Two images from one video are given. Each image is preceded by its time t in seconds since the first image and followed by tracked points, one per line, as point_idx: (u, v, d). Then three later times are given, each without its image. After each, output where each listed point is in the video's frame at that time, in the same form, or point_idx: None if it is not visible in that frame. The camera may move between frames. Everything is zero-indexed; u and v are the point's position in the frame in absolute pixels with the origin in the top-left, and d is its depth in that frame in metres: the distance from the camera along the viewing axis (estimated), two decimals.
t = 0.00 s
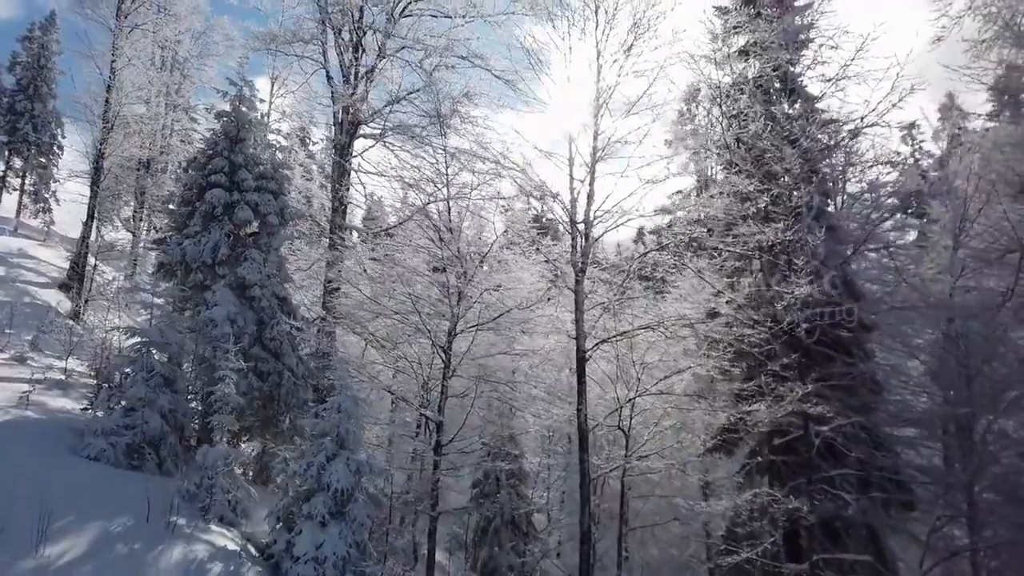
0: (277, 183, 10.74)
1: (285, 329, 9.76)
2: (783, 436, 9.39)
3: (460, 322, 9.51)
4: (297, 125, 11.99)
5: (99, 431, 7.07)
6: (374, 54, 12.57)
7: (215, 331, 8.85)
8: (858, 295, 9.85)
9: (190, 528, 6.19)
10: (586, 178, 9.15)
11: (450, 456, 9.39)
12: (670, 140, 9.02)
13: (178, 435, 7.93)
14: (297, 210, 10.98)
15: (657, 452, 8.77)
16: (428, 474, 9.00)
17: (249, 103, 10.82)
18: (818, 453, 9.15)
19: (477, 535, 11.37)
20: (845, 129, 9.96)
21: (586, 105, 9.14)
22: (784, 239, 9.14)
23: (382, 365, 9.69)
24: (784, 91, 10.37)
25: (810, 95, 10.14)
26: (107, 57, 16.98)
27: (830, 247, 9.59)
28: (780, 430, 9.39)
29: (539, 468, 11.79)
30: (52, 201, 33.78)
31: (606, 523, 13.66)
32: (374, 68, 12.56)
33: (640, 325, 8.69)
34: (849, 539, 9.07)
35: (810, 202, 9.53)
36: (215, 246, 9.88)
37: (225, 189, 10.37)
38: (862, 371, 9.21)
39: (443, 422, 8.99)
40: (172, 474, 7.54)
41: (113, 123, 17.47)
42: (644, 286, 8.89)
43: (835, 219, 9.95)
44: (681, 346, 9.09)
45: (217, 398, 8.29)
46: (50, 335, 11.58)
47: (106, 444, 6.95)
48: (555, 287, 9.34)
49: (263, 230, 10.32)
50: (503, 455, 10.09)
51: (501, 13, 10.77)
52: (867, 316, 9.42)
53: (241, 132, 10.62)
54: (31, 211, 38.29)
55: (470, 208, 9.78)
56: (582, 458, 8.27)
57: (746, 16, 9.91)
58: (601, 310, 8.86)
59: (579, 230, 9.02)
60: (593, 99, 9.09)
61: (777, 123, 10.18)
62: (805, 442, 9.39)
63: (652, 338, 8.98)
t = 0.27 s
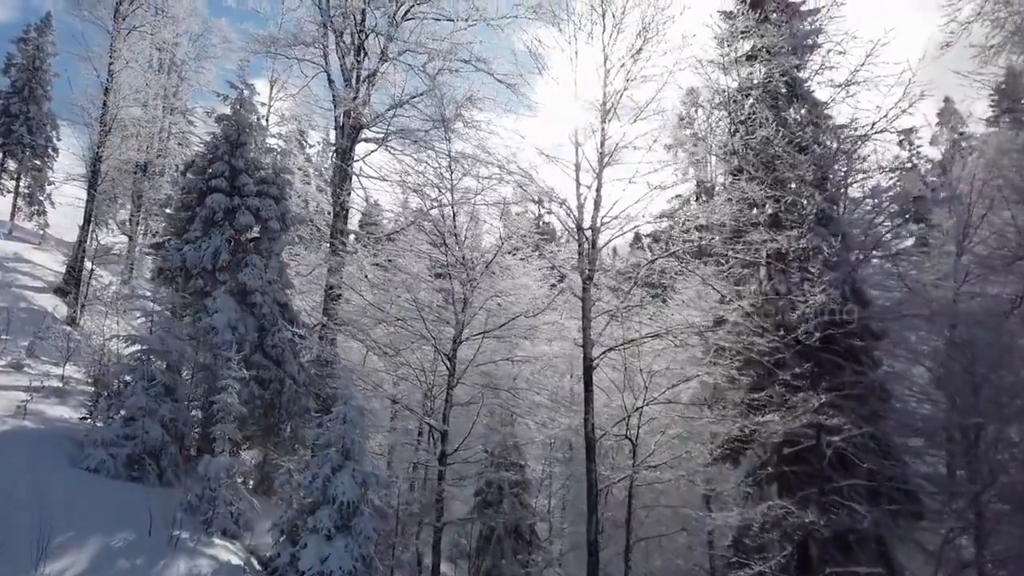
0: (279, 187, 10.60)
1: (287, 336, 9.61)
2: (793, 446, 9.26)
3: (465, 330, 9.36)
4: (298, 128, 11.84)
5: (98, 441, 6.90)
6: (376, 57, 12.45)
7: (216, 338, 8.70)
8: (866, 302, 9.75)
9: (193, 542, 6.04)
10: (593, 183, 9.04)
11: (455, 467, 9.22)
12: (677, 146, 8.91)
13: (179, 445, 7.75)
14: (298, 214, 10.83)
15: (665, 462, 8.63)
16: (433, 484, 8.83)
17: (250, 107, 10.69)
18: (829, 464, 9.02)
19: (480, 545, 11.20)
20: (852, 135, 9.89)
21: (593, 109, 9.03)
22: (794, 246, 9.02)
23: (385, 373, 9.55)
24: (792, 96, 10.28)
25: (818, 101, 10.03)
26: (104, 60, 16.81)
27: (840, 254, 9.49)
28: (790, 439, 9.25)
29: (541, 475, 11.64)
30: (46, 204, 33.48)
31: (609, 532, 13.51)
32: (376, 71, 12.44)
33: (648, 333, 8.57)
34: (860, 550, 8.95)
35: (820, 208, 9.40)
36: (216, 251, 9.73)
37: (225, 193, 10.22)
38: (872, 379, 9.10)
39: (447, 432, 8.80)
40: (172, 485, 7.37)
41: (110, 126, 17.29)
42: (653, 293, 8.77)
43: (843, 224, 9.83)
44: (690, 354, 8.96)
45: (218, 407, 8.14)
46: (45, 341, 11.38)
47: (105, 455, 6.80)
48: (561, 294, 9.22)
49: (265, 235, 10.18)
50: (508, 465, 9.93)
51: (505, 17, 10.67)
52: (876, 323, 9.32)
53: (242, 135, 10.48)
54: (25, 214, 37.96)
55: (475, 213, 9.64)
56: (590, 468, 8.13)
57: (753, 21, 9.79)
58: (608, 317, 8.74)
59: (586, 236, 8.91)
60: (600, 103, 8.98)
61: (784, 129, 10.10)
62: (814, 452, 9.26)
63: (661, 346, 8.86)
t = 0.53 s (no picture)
0: (280, 189, 10.47)
1: (288, 340, 9.49)
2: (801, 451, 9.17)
3: (469, 334, 9.25)
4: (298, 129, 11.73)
5: (99, 449, 6.80)
6: (378, 57, 12.33)
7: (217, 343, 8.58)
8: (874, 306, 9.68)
9: (196, 552, 5.94)
10: (599, 186, 8.96)
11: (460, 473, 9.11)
12: (684, 148, 8.83)
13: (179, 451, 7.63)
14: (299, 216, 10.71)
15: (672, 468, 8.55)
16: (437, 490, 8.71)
17: (250, 107, 10.58)
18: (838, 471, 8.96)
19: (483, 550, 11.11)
20: (859, 137, 9.81)
21: (598, 111, 8.94)
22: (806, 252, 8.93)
23: (388, 377, 9.44)
24: (798, 98, 10.21)
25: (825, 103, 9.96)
26: (101, 58, 16.64)
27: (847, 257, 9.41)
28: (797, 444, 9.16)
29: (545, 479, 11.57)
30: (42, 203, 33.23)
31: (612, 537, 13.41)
32: (377, 72, 12.32)
33: (655, 337, 8.49)
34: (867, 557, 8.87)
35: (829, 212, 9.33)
36: (216, 254, 9.61)
37: (226, 195, 10.10)
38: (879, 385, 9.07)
39: (452, 437, 8.86)
40: (174, 492, 7.26)
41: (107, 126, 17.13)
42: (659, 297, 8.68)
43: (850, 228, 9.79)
44: (696, 358, 8.88)
45: (221, 414, 7.87)
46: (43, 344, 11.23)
47: (106, 463, 6.69)
48: (566, 297, 9.12)
49: (265, 237, 10.05)
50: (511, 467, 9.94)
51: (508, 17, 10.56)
52: (884, 327, 9.25)
53: (242, 136, 10.38)
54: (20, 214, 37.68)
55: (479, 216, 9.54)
56: (596, 474, 8.04)
57: (760, 23, 9.69)
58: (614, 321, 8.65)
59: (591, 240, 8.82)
60: (606, 105, 8.88)
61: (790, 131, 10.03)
62: (821, 458, 9.21)
63: (667, 350, 8.77)
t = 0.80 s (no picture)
0: (280, 191, 10.32)
1: (290, 345, 9.36)
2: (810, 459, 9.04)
3: (475, 339, 9.11)
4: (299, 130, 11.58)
5: (98, 458, 6.67)
6: (380, 58, 12.21)
7: (218, 349, 8.45)
8: (882, 311, 9.58)
9: (198, 566, 5.82)
10: (606, 189, 8.84)
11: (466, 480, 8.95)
12: (691, 151, 8.72)
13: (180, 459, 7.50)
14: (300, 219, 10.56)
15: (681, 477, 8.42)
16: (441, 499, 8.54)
17: (251, 108, 10.44)
18: (848, 478, 8.85)
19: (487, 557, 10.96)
20: (866, 141, 9.73)
21: (605, 113, 8.84)
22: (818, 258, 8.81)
23: (391, 383, 9.31)
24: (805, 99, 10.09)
25: (832, 106, 9.87)
26: (99, 57, 16.45)
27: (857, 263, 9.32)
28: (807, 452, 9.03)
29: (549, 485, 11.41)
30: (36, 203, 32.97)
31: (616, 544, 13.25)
32: (379, 72, 12.17)
33: (663, 342, 8.39)
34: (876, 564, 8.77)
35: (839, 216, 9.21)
36: (216, 257, 9.46)
37: (226, 197, 9.95)
38: (888, 390, 8.98)
39: (457, 444, 8.60)
40: (175, 501, 7.13)
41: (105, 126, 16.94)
42: (667, 302, 8.58)
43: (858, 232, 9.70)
44: (704, 364, 8.77)
45: (224, 422, 7.69)
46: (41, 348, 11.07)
47: (106, 472, 6.56)
48: (573, 302, 9.01)
49: (266, 240, 9.90)
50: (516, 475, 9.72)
51: (513, 18, 10.45)
52: (893, 333, 9.18)
53: (243, 137, 10.24)
54: (14, 214, 37.34)
55: (484, 220, 9.40)
56: (604, 482, 7.92)
57: (768, 24, 9.57)
58: (622, 327, 8.54)
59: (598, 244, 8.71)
60: (613, 108, 8.78)
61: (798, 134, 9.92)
62: (830, 465, 9.10)
63: (675, 356, 8.68)
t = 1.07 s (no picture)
0: (282, 193, 10.17)
1: (292, 350, 9.20)
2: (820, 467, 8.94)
3: (481, 345, 8.97)
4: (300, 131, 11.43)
5: (99, 468, 6.56)
6: (382, 58, 12.04)
7: (219, 355, 8.30)
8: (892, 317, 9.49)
9: None
10: (614, 192, 8.72)
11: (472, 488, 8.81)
12: (700, 154, 8.61)
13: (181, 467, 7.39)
14: (302, 221, 10.41)
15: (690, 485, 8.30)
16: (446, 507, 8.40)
17: (252, 109, 10.29)
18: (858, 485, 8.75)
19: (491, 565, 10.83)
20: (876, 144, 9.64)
21: (613, 115, 8.72)
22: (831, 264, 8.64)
23: (395, 389, 9.17)
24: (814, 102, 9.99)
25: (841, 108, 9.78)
26: (96, 57, 16.26)
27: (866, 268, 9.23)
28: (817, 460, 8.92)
29: (553, 491, 11.27)
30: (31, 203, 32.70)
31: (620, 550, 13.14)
32: (381, 73, 12.02)
33: (673, 348, 8.27)
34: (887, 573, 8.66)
35: (849, 221, 9.08)
36: (217, 260, 9.31)
37: (227, 199, 9.79)
38: (897, 397, 8.83)
39: (462, 451, 8.56)
40: (176, 511, 6.99)
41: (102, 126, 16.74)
42: (676, 308, 8.46)
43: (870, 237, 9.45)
44: (713, 370, 8.65)
45: (226, 430, 7.59)
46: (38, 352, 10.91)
47: (106, 483, 6.43)
48: (580, 307, 8.89)
49: (268, 243, 9.75)
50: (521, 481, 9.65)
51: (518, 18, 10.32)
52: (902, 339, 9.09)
53: (244, 139, 10.08)
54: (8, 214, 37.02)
55: (490, 224, 9.27)
56: (613, 491, 7.80)
57: (777, 26, 9.47)
58: (630, 332, 8.42)
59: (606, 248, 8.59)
60: (622, 110, 8.66)
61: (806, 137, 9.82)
62: (840, 472, 9.00)
63: (684, 362, 8.57)
